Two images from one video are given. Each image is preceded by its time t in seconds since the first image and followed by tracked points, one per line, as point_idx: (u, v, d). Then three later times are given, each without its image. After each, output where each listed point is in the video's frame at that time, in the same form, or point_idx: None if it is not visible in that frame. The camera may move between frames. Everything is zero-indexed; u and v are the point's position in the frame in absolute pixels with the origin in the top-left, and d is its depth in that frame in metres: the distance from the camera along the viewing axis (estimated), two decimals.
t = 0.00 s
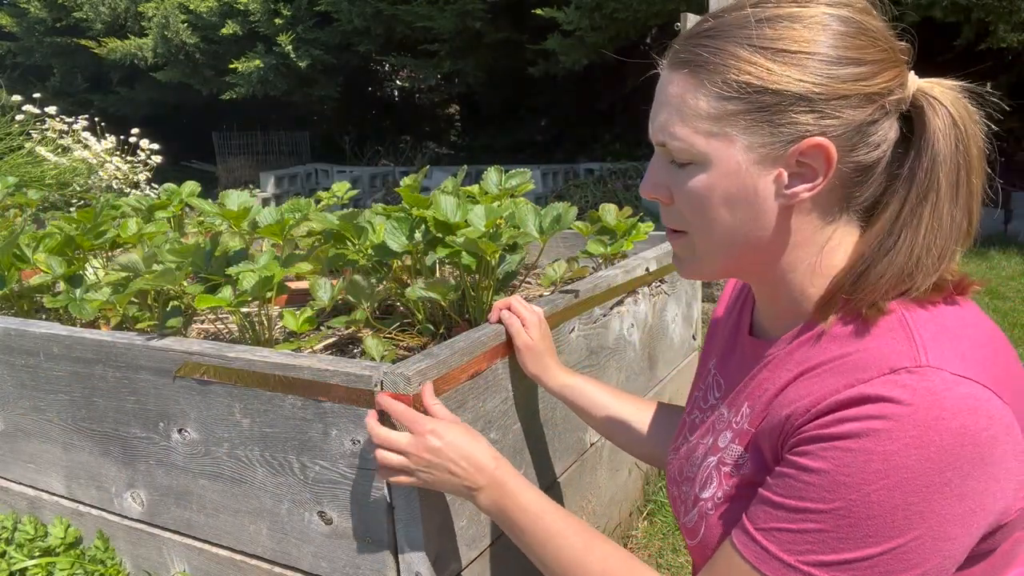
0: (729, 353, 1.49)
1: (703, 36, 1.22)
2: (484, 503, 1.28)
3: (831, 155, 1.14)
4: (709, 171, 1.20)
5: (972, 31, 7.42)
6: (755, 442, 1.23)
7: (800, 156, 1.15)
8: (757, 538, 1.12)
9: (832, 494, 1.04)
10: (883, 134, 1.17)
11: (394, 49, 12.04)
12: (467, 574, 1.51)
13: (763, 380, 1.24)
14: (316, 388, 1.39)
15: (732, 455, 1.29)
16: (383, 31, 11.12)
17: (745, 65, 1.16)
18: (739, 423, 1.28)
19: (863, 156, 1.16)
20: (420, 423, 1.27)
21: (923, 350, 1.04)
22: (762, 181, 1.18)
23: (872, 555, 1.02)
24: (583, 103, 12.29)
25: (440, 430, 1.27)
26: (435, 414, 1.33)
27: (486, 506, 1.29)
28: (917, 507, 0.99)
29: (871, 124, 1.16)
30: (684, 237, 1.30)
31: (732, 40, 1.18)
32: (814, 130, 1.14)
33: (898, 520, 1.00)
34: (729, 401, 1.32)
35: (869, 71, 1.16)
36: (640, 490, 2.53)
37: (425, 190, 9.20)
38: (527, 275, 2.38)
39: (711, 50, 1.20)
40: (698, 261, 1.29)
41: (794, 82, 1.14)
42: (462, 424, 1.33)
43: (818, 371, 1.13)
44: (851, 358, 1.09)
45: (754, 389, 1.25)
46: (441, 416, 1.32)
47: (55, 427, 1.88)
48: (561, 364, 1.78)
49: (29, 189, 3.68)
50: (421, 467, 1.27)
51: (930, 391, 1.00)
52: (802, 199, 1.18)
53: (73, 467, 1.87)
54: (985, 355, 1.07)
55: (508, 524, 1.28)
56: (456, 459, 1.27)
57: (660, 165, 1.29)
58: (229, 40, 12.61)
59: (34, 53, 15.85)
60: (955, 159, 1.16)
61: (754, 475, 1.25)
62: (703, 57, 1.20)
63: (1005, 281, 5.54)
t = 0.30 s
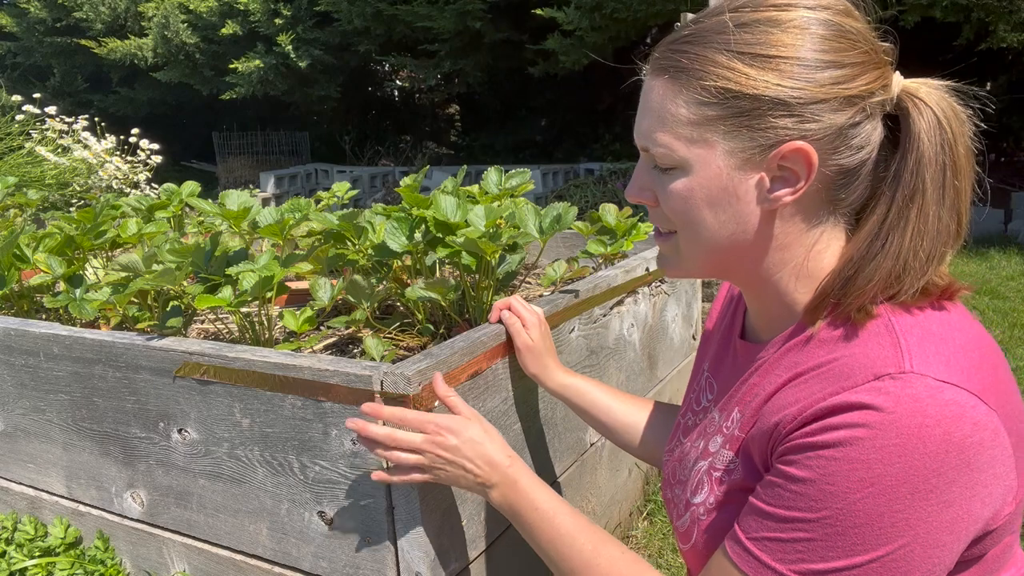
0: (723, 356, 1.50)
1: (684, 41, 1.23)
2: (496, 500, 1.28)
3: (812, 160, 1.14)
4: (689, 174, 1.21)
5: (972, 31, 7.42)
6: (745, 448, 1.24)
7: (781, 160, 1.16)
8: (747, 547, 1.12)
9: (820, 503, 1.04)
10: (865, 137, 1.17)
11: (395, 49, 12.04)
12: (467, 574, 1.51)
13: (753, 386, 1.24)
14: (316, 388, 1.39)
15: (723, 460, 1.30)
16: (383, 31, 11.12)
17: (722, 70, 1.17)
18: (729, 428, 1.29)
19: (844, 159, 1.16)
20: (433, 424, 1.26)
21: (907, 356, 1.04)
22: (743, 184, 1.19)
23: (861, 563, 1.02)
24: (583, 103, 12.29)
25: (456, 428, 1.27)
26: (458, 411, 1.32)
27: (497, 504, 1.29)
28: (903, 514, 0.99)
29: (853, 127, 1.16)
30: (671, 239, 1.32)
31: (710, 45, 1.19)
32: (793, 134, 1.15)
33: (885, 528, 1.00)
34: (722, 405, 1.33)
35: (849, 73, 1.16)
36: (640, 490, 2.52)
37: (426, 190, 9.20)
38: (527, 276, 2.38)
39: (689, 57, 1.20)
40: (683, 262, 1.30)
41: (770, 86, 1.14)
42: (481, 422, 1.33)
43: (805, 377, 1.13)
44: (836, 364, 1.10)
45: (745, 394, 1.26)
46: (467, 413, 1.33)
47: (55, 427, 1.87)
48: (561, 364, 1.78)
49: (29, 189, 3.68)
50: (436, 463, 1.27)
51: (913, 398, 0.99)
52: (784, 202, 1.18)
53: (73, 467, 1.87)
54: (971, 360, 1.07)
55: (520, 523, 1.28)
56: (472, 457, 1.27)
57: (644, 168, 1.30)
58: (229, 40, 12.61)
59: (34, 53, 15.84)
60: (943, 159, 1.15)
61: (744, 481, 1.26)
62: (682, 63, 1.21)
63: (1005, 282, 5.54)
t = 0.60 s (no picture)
0: (715, 360, 1.50)
1: (716, 29, 1.19)
2: (494, 502, 1.29)
3: (850, 145, 1.17)
4: (735, 160, 1.15)
5: (972, 31, 7.41)
6: (739, 452, 1.24)
7: (825, 146, 1.16)
8: (744, 551, 1.14)
9: (813, 508, 1.05)
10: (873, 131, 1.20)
11: (394, 49, 12.03)
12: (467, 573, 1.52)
13: (747, 390, 1.24)
14: (316, 388, 1.39)
15: (717, 463, 1.30)
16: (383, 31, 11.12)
17: (772, 56, 1.16)
18: (723, 432, 1.29)
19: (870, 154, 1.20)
20: (436, 429, 1.26)
21: (899, 360, 1.03)
22: (787, 171, 1.17)
23: (854, 567, 1.02)
24: (583, 103, 12.29)
25: (455, 432, 1.27)
26: (456, 414, 1.33)
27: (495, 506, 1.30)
28: (896, 518, 0.99)
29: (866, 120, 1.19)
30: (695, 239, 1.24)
31: (754, 31, 1.17)
32: (836, 122, 1.17)
33: (878, 532, 1.00)
34: (715, 408, 1.33)
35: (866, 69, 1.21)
36: (640, 490, 2.52)
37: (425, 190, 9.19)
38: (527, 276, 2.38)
39: (737, 35, 1.17)
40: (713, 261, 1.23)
41: (820, 73, 1.15)
42: (478, 425, 1.33)
43: (799, 383, 1.13)
44: (829, 370, 1.09)
45: (738, 398, 1.26)
46: (464, 416, 1.33)
47: (55, 427, 1.87)
48: (559, 365, 1.78)
49: (29, 189, 3.67)
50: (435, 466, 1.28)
51: (906, 403, 0.99)
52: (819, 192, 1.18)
53: (73, 467, 1.87)
54: (964, 364, 1.05)
55: (516, 525, 1.29)
56: (472, 459, 1.28)
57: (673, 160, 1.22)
58: (229, 40, 12.61)
59: (34, 53, 15.85)
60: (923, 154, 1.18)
61: (739, 485, 1.26)
62: (724, 48, 1.17)
63: (1004, 282, 5.53)
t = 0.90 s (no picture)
0: (714, 359, 1.50)
1: (754, 23, 1.18)
2: (484, 500, 1.29)
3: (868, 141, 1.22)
4: (793, 153, 1.14)
5: (972, 31, 7.41)
6: (738, 444, 1.24)
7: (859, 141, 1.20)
8: (741, 537, 1.12)
9: (812, 492, 1.04)
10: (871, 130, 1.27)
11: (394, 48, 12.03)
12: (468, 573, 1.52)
13: (746, 383, 1.24)
14: (316, 388, 1.39)
15: (717, 456, 1.30)
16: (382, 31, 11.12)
17: (815, 53, 1.17)
18: (722, 425, 1.29)
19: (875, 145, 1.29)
20: (426, 421, 1.27)
21: (897, 347, 1.04)
22: (832, 166, 1.18)
23: (852, 550, 1.02)
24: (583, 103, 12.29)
25: (444, 428, 1.28)
26: (437, 413, 1.32)
27: (485, 504, 1.30)
28: (895, 503, 0.99)
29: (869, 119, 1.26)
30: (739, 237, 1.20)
31: (798, 26, 1.18)
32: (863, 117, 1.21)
33: (876, 517, 1.00)
34: (715, 404, 1.33)
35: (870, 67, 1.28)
36: (640, 490, 2.52)
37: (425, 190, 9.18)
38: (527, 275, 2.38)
39: (787, 31, 1.17)
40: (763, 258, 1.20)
41: (853, 71, 1.20)
42: (464, 423, 1.33)
43: (797, 373, 1.13)
44: (829, 359, 1.09)
45: (738, 393, 1.26)
46: (444, 413, 1.33)
47: (54, 427, 1.87)
48: (559, 366, 1.77)
49: (29, 189, 3.67)
50: (428, 464, 1.27)
51: (905, 388, 0.99)
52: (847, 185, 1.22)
53: (72, 467, 1.87)
54: (961, 353, 1.05)
55: (508, 524, 1.29)
56: (461, 456, 1.27)
57: (724, 154, 1.18)
58: (229, 40, 12.61)
59: (34, 53, 15.86)
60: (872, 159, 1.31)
61: (738, 478, 1.25)
62: (776, 42, 1.16)
63: (1004, 282, 5.54)
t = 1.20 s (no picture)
0: (712, 360, 1.50)
1: (762, 23, 1.18)
2: (472, 506, 1.27)
3: (870, 143, 1.21)
4: (795, 155, 1.14)
5: (972, 31, 7.41)
6: (741, 442, 1.23)
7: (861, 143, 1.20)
8: (744, 533, 1.10)
9: (821, 485, 1.03)
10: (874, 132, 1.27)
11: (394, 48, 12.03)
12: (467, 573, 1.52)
13: (747, 383, 1.24)
14: (316, 388, 1.38)
15: (721, 457, 1.29)
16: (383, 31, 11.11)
17: (821, 54, 1.17)
18: (726, 425, 1.28)
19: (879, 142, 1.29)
20: (418, 419, 1.26)
21: (903, 342, 1.04)
22: (833, 167, 1.18)
23: (861, 543, 1.01)
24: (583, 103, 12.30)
25: (436, 428, 1.27)
26: (431, 414, 1.31)
27: (474, 511, 1.27)
28: (905, 495, 0.99)
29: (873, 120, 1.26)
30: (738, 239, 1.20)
31: (805, 26, 1.18)
32: (864, 118, 1.21)
33: (886, 509, 0.99)
34: (717, 405, 1.33)
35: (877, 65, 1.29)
36: (640, 490, 2.52)
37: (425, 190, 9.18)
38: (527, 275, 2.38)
39: (795, 31, 1.17)
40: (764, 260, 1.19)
41: (858, 73, 1.20)
42: (459, 428, 1.31)
43: (802, 369, 1.13)
44: (834, 354, 1.10)
45: (740, 392, 1.25)
46: (438, 415, 1.31)
47: (54, 427, 1.87)
48: (558, 366, 1.77)
49: (28, 189, 3.67)
50: (417, 463, 1.26)
51: (914, 380, 0.99)
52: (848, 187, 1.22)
53: (72, 467, 1.87)
54: (965, 347, 1.06)
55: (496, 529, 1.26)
56: (448, 459, 1.25)
57: (727, 154, 1.17)
58: (229, 40, 12.61)
59: (34, 53, 15.85)
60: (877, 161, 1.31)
61: (740, 477, 1.24)
62: (783, 43, 1.16)
63: (1004, 282, 5.54)
